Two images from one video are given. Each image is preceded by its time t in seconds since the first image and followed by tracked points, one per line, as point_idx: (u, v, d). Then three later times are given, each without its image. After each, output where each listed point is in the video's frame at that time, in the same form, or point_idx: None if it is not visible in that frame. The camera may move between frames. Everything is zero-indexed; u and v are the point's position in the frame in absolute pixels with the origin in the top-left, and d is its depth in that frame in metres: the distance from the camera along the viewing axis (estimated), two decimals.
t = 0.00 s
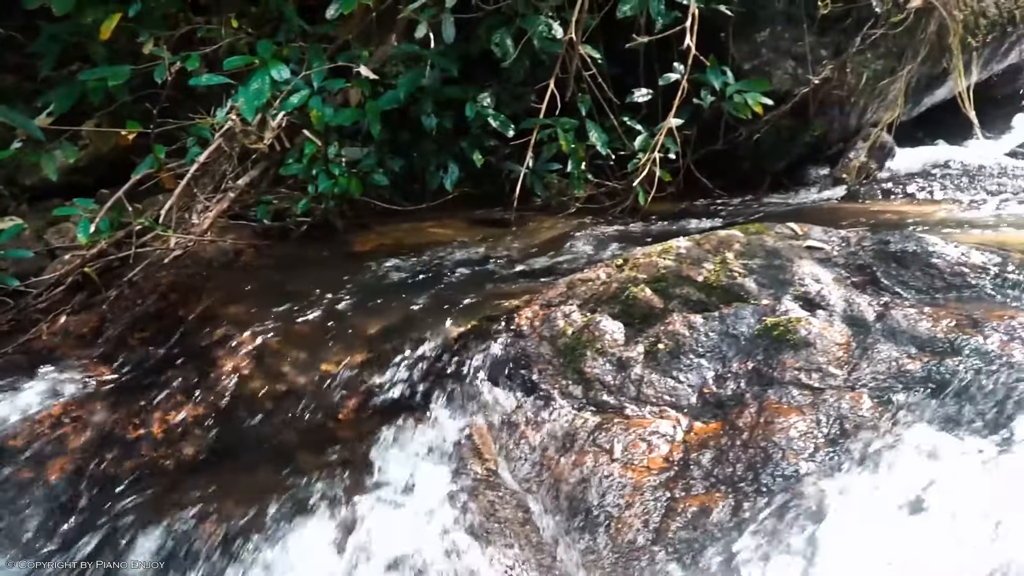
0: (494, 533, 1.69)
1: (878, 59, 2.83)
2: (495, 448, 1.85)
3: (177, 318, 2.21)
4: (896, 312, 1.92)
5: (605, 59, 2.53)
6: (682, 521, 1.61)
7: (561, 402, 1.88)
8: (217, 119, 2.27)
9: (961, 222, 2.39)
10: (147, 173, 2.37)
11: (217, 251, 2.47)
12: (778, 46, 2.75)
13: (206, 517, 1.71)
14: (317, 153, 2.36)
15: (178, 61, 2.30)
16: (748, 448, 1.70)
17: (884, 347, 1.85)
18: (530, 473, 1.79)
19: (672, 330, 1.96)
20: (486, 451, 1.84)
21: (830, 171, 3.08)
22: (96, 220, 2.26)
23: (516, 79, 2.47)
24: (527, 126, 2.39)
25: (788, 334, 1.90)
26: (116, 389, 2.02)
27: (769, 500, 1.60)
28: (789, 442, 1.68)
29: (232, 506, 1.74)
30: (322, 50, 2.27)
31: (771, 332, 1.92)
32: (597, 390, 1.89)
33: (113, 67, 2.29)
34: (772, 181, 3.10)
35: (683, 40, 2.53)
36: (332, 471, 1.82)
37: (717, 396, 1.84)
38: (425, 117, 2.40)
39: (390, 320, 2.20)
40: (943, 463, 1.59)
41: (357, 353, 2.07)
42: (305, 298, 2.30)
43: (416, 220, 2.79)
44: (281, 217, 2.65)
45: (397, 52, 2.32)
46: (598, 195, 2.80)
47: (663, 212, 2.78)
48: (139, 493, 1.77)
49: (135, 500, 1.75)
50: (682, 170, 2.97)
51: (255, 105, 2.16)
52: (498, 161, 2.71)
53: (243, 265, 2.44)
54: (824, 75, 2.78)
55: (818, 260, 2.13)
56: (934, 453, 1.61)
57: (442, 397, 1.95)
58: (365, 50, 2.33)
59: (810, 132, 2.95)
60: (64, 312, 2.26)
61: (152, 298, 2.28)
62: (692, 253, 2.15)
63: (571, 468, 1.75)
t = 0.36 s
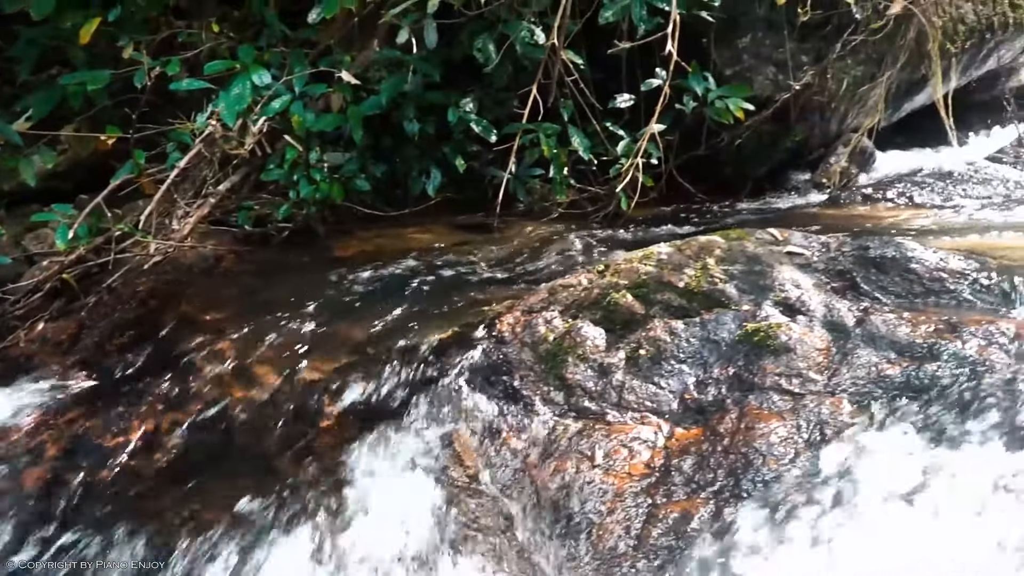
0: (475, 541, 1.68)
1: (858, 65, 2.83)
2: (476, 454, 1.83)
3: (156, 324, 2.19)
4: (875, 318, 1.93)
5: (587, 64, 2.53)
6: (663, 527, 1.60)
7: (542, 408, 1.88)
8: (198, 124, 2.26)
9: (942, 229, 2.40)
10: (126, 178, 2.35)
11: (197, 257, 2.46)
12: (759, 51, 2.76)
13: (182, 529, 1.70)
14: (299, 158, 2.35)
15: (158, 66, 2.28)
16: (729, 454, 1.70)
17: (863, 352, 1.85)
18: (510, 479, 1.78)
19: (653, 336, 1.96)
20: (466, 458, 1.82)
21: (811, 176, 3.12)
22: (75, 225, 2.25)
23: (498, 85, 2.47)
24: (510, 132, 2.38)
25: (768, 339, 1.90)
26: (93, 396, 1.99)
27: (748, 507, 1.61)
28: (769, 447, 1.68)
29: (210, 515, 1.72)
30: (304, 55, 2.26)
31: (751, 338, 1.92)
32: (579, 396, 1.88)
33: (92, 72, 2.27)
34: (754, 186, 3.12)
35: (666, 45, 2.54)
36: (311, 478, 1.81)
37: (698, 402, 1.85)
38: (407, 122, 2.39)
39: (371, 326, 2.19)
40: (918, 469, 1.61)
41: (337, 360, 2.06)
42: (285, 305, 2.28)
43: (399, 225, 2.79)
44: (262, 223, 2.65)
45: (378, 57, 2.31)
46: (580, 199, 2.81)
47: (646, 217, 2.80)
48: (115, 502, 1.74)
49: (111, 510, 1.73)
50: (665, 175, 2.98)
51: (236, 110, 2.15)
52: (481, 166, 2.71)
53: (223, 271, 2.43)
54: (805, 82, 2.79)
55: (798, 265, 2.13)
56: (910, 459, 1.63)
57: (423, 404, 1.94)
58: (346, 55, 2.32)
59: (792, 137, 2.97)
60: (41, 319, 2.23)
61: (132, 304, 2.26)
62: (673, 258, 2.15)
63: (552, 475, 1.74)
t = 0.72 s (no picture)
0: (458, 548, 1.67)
1: (839, 71, 2.85)
2: (459, 460, 1.83)
3: (137, 331, 2.17)
4: (857, 322, 1.94)
5: (571, 68, 2.53)
6: (647, 533, 1.59)
7: (526, 414, 1.87)
8: (179, 129, 2.25)
9: (923, 234, 2.42)
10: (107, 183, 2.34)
11: (179, 263, 2.44)
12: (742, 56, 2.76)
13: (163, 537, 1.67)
14: (281, 163, 2.34)
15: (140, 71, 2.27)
16: (712, 459, 1.69)
17: (845, 357, 1.86)
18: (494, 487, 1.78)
19: (636, 341, 1.96)
20: (450, 464, 1.82)
21: (794, 180, 3.16)
22: (55, 232, 2.23)
23: (483, 90, 2.47)
24: (494, 136, 2.38)
25: (751, 344, 1.90)
26: (72, 404, 1.97)
27: (732, 511, 1.59)
28: (751, 452, 1.68)
29: (191, 524, 1.71)
30: (287, 60, 2.26)
31: (734, 343, 1.92)
32: (562, 402, 1.88)
33: (72, 78, 2.25)
34: (737, 190, 3.14)
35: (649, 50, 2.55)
36: (293, 487, 1.80)
37: (681, 407, 1.85)
38: (391, 127, 2.39)
39: (354, 332, 2.18)
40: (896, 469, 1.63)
41: (319, 366, 2.05)
42: (268, 311, 2.27)
43: (383, 231, 2.79)
44: (245, 228, 2.64)
45: (361, 62, 2.30)
46: (564, 205, 2.82)
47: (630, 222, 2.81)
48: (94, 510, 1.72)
49: (90, 519, 1.71)
50: (648, 180, 2.99)
51: (217, 115, 2.14)
52: (465, 171, 2.71)
53: (206, 277, 2.41)
54: (788, 86, 2.79)
55: (780, 270, 2.14)
56: (888, 459, 1.65)
57: (406, 410, 1.94)
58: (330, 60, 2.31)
59: (775, 142, 2.99)
60: (21, 327, 2.20)
61: (112, 311, 2.23)
62: (656, 264, 2.15)
63: (535, 481, 1.73)
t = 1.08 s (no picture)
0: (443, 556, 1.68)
1: (824, 75, 2.86)
2: (444, 468, 1.83)
3: (120, 337, 2.15)
4: (841, 327, 1.94)
5: (557, 73, 2.54)
6: (632, 538, 1.59)
7: (511, 420, 1.87)
8: (163, 135, 2.23)
9: (907, 238, 2.43)
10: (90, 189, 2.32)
11: (163, 269, 2.43)
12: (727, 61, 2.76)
13: (145, 546, 1.66)
14: (266, 168, 2.33)
15: (123, 76, 2.26)
16: (697, 464, 1.69)
17: (829, 361, 1.86)
18: (479, 493, 1.77)
19: (622, 346, 1.96)
20: (435, 470, 1.82)
21: (778, 184, 3.18)
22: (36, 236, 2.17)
23: (468, 94, 2.47)
24: (479, 141, 2.38)
25: (736, 349, 1.90)
26: (53, 411, 1.94)
27: (716, 517, 1.60)
28: (736, 457, 1.68)
29: (173, 533, 1.70)
30: (271, 64, 2.25)
31: (719, 348, 1.92)
32: (548, 407, 1.87)
33: (55, 82, 2.23)
34: (722, 195, 3.16)
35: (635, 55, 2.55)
36: (278, 494, 1.79)
37: (666, 412, 1.84)
38: (376, 132, 2.38)
39: (339, 338, 2.17)
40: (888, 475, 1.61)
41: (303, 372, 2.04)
42: (252, 316, 2.26)
43: (368, 236, 2.79)
44: (229, 233, 2.63)
45: (347, 67, 2.30)
46: (550, 209, 2.83)
47: (615, 226, 2.83)
48: (74, 520, 1.70)
49: (70, 528, 1.69)
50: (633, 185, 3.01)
51: (202, 120, 2.13)
52: (451, 175, 2.71)
53: (189, 283, 2.40)
54: (772, 91, 2.80)
55: (764, 275, 2.15)
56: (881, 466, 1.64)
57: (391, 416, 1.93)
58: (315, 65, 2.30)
59: (760, 146, 3.00)
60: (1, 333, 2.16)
61: (94, 317, 2.21)
62: (641, 268, 2.15)
63: (520, 487, 1.72)
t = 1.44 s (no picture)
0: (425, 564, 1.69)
1: (806, 81, 2.87)
2: (427, 475, 1.82)
3: (100, 345, 2.13)
4: (823, 332, 1.95)
5: (542, 78, 2.54)
6: (616, 545, 1.58)
7: (493, 427, 1.86)
8: (144, 141, 2.22)
9: (888, 244, 2.45)
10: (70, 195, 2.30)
11: (144, 276, 2.41)
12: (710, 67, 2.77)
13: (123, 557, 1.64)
14: (248, 174, 2.32)
15: (104, 81, 2.24)
16: (680, 470, 1.69)
17: (811, 366, 1.87)
18: (462, 500, 1.76)
19: (605, 352, 1.96)
20: (418, 478, 1.82)
21: (761, 189, 3.21)
22: (15, 243, 2.16)
23: (452, 100, 2.47)
24: (463, 147, 2.37)
25: (718, 354, 1.91)
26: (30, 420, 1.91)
27: (700, 524, 1.59)
28: (719, 463, 1.68)
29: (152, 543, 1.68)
30: (254, 70, 2.24)
31: (702, 353, 1.92)
32: (531, 414, 1.87)
33: (34, 88, 2.21)
34: (706, 200, 3.18)
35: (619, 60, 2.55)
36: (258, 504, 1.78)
37: (649, 418, 1.84)
38: (359, 137, 2.37)
39: (321, 346, 2.15)
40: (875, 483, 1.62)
41: (285, 380, 2.03)
42: (233, 323, 2.25)
43: (351, 242, 2.79)
44: (211, 239, 2.61)
45: (329, 72, 2.29)
46: (534, 215, 2.83)
47: (597, 232, 2.84)
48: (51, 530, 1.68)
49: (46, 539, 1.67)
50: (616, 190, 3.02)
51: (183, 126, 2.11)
52: (435, 181, 2.71)
53: (171, 290, 2.38)
54: (755, 96, 2.81)
55: (746, 280, 2.15)
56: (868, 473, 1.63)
57: (373, 425, 1.93)
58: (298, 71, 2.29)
59: (743, 151, 3.01)
60: None
61: (74, 324, 2.19)
62: (624, 274, 2.15)
63: (504, 494, 1.72)
